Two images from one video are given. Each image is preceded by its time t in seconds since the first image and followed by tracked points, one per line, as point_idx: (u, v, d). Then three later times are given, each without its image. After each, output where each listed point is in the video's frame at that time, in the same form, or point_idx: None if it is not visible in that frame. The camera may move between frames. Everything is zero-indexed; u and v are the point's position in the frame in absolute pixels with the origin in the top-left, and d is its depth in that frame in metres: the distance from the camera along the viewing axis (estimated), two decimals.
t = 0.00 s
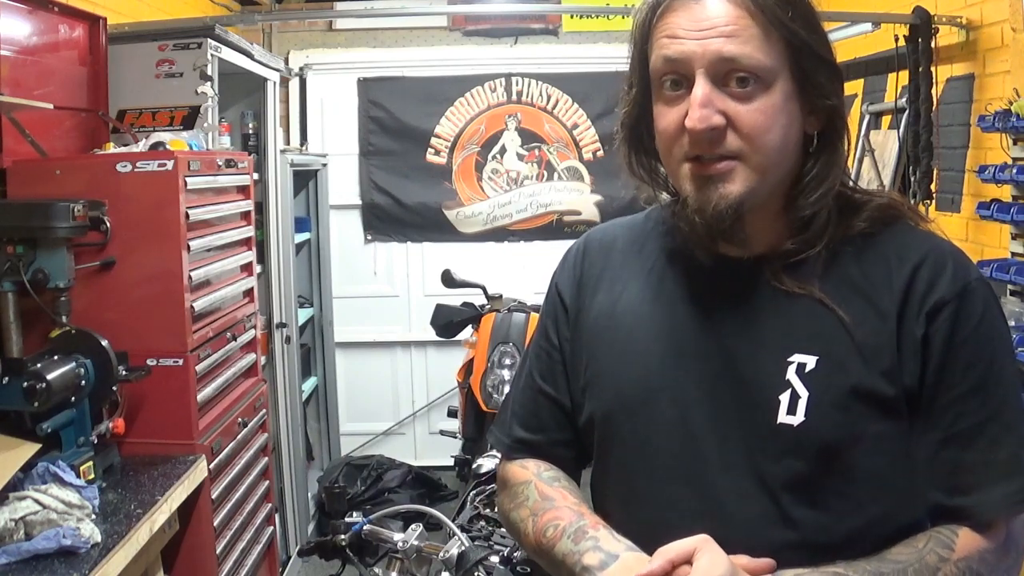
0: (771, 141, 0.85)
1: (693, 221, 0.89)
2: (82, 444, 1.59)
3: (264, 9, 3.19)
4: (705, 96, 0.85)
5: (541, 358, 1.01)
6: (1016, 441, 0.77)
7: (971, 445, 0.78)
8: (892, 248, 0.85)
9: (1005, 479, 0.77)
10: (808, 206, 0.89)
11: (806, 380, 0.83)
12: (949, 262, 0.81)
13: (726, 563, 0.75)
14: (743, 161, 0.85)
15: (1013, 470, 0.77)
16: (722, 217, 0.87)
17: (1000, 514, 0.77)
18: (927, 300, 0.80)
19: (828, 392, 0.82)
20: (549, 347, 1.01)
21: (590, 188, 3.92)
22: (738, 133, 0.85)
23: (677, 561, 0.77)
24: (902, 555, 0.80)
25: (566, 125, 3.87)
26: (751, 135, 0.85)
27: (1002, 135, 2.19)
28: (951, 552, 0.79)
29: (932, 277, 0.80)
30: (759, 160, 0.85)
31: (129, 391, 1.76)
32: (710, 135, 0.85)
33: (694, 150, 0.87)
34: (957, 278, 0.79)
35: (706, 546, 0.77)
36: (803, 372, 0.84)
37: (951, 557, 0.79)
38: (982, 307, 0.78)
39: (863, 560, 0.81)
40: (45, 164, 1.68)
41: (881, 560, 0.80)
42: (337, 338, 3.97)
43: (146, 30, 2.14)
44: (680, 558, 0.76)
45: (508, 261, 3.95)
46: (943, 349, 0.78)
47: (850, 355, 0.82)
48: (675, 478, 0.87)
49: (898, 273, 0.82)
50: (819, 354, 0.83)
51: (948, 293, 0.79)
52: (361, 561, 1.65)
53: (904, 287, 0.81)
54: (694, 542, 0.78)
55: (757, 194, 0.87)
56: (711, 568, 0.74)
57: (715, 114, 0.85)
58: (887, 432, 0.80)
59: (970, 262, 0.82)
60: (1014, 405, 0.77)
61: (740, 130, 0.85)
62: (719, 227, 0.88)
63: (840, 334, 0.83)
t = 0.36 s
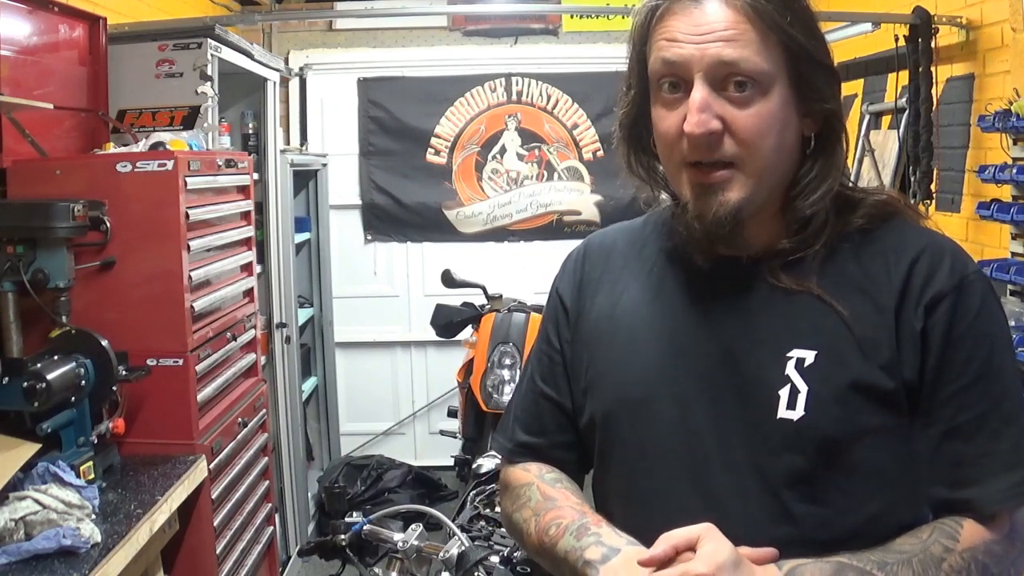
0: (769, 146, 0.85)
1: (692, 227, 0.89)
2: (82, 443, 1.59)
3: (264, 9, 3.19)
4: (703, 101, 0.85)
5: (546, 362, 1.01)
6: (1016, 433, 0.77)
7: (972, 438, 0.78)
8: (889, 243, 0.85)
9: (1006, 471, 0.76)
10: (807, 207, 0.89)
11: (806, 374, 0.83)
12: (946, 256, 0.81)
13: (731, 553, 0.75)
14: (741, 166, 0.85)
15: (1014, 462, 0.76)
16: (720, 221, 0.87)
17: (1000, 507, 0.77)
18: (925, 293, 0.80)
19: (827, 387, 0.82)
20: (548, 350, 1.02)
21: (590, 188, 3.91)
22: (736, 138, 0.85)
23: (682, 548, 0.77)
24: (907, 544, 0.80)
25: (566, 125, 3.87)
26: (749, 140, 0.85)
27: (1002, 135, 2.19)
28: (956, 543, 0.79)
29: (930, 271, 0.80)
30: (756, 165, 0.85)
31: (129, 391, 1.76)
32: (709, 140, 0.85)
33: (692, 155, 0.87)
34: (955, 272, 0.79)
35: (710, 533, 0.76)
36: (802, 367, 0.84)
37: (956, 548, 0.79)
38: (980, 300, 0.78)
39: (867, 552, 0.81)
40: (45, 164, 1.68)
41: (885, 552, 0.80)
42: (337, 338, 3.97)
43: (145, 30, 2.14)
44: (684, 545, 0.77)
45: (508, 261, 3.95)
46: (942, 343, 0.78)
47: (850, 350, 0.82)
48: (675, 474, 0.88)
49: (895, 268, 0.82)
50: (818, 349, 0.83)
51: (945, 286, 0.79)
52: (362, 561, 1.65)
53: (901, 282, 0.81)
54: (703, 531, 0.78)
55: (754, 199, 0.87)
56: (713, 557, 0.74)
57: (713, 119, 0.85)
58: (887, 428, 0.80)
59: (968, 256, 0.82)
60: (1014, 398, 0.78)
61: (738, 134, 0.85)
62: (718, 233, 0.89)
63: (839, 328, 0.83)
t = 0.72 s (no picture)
0: (774, 137, 0.85)
1: (700, 219, 0.89)
2: (82, 444, 1.59)
3: (264, 9, 3.19)
4: (708, 93, 0.85)
5: (544, 367, 1.03)
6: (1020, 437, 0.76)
7: (979, 443, 0.77)
8: (895, 245, 0.85)
9: (1011, 477, 0.76)
10: (813, 200, 0.89)
11: (810, 378, 0.83)
12: (953, 258, 0.80)
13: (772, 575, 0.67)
14: (747, 157, 0.85)
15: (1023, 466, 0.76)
16: (730, 213, 0.86)
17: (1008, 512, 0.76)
18: (934, 297, 0.79)
19: (829, 390, 0.82)
20: (552, 353, 1.03)
21: (590, 188, 3.91)
22: (742, 130, 0.85)
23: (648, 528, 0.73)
24: (923, 550, 0.78)
25: (566, 125, 3.87)
26: (755, 131, 0.85)
27: (1002, 135, 2.19)
28: (971, 546, 0.77)
29: (937, 274, 0.80)
30: (762, 157, 0.85)
31: (129, 391, 1.76)
32: (714, 132, 0.85)
33: (699, 149, 0.87)
34: (962, 276, 0.79)
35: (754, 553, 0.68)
36: (806, 370, 0.84)
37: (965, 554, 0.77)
38: (988, 305, 0.78)
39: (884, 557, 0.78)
40: (46, 164, 1.68)
41: (903, 557, 0.78)
42: (337, 338, 3.97)
43: (145, 30, 2.14)
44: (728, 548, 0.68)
45: (508, 261, 3.95)
46: (951, 346, 0.78)
47: (853, 354, 0.82)
48: (678, 477, 0.88)
49: (902, 269, 0.82)
50: (821, 353, 0.83)
51: (954, 290, 0.78)
52: (361, 561, 1.65)
53: (909, 285, 0.81)
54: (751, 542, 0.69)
55: (761, 191, 0.86)
56: None
57: (718, 111, 0.85)
58: (892, 431, 0.80)
59: (974, 259, 0.81)
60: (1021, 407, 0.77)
61: (744, 126, 0.85)
62: (728, 224, 0.88)
63: (842, 331, 0.83)
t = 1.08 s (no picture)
0: (775, 137, 0.85)
1: (700, 220, 0.89)
2: (82, 443, 1.59)
3: (264, 9, 3.19)
4: (709, 93, 0.85)
5: (544, 364, 1.04)
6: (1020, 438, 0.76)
7: (983, 443, 0.77)
8: (897, 247, 0.85)
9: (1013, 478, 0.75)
10: (813, 201, 0.90)
11: (808, 379, 0.83)
12: (955, 260, 0.81)
13: (805, 545, 0.66)
14: (748, 158, 0.85)
15: None
16: (730, 214, 0.86)
17: None
18: (935, 298, 0.79)
19: (829, 390, 0.82)
20: (552, 351, 1.03)
21: (590, 188, 3.91)
22: (743, 130, 0.85)
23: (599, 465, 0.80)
24: (949, 527, 0.76)
25: (566, 125, 3.87)
26: (755, 132, 0.85)
27: (1002, 135, 2.19)
28: (994, 527, 0.75)
29: (939, 276, 0.80)
30: (763, 157, 0.85)
31: (129, 391, 1.76)
32: (715, 132, 0.85)
33: (700, 150, 0.87)
34: (964, 277, 0.79)
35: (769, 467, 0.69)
36: (805, 371, 0.84)
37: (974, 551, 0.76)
38: (989, 307, 0.78)
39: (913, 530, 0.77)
40: (45, 164, 1.69)
41: (931, 530, 0.76)
42: (337, 338, 3.97)
43: (145, 30, 2.14)
44: (768, 488, 0.64)
45: (508, 261, 3.95)
46: (954, 347, 0.78)
47: (852, 355, 0.82)
48: (676, 478, 0.87)
49: (904, 271, 0.82)
50: (820, 354, 0.84)
51: (956, 291, 0.79)
52: (362, 561, 1.65)
53: (911, 288, 0.81)
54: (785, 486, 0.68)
55: (762, 192, 0.86)
56: (784, 549, 0.65)
57: (720, 110, 0.85)
58: (893, 432, 0.80)
59: (974, 260, 0.82)
60: None
61: (744, 126, 0.85)
62: (728, 225, 0.88)
63: (842, 331, 0.83)
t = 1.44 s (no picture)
0: (771, 139, 0.85)
1: (697, 224, 0.89)
2: (82, 444, 1.59)
3: (264, 10, 3.19)
4: (704, 94, 0.85)
5: (544, 368, 1.06)
6: None
7: (986, 440, 0.77)
8: (893, 245, 0.85)
9: (1014, 475, 0.76)
10: (809, 202, 0.90)
11: (804, 376, 0.83)
12: (954, 257, 0.81)
13: (816, 553, 0.66)
14: (744, 160, 0.85)
15: None
16: (726, 218, 0.87)
17: None
18: (934, 296, 0.80)
19: (826, 386, 0.82)
20: (550, 356, 1.05)
21: (590, 188, 3.91)
22: (738, 132, 0.85)
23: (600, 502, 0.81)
24: (957, 525, 0.77)
25: (566, 125, 3.87)
26: (751, 133, 0.85)
27: (1002, 135, 2.19)
28: (1000, 523, 0.76)
29: (937, 273, 0.80)
30: (759, 159, 0.85)
31: (129, 391, 1.76)
32: (711, 133, 0.85)
33: (696, 152, 0.87)
34: (963, 273, 0.79)
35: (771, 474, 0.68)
36: (801, 368, 0.84)
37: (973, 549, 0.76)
38: (989, 305, 0.78)
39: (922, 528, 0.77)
40: (46, 164, 1.68)
41: (939, 528, 0.77)
42: (337, 338, 3.97)
43: (145, 30, 2.14)
44: (785, 502, 0.64)
45: (508, 261, 3.95)
46: (954, 345, 0.78)
47: (848, 350, 0.82)
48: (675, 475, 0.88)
49: (902, 270, 0.82)
50: (815, 349, 0.84)
51: (955, 288, 0.79)
52: (362, 560, 1.65)
53: (908, 286, 0.81)
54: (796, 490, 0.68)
55: (758, 194, 0.87)
56: (794, 556, 0.66)
57: (715, 112, 0.85)
58: (891, 429, 0.81)
59: (974, 257, 0.82)
60: None
61: (740, 128, 0.85)
62: (724, 229, 0.88)
63: (838, 328, 0.84)
